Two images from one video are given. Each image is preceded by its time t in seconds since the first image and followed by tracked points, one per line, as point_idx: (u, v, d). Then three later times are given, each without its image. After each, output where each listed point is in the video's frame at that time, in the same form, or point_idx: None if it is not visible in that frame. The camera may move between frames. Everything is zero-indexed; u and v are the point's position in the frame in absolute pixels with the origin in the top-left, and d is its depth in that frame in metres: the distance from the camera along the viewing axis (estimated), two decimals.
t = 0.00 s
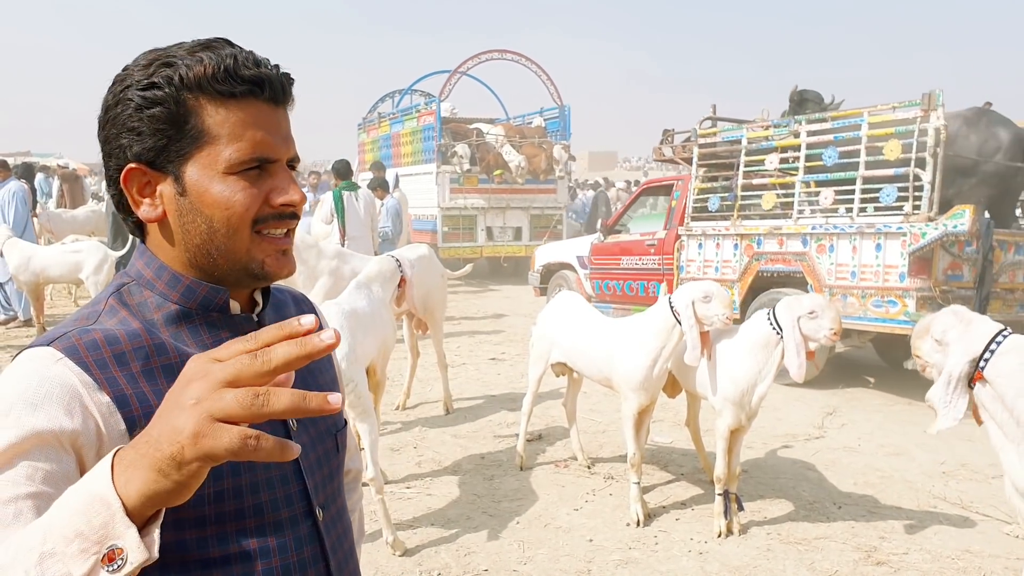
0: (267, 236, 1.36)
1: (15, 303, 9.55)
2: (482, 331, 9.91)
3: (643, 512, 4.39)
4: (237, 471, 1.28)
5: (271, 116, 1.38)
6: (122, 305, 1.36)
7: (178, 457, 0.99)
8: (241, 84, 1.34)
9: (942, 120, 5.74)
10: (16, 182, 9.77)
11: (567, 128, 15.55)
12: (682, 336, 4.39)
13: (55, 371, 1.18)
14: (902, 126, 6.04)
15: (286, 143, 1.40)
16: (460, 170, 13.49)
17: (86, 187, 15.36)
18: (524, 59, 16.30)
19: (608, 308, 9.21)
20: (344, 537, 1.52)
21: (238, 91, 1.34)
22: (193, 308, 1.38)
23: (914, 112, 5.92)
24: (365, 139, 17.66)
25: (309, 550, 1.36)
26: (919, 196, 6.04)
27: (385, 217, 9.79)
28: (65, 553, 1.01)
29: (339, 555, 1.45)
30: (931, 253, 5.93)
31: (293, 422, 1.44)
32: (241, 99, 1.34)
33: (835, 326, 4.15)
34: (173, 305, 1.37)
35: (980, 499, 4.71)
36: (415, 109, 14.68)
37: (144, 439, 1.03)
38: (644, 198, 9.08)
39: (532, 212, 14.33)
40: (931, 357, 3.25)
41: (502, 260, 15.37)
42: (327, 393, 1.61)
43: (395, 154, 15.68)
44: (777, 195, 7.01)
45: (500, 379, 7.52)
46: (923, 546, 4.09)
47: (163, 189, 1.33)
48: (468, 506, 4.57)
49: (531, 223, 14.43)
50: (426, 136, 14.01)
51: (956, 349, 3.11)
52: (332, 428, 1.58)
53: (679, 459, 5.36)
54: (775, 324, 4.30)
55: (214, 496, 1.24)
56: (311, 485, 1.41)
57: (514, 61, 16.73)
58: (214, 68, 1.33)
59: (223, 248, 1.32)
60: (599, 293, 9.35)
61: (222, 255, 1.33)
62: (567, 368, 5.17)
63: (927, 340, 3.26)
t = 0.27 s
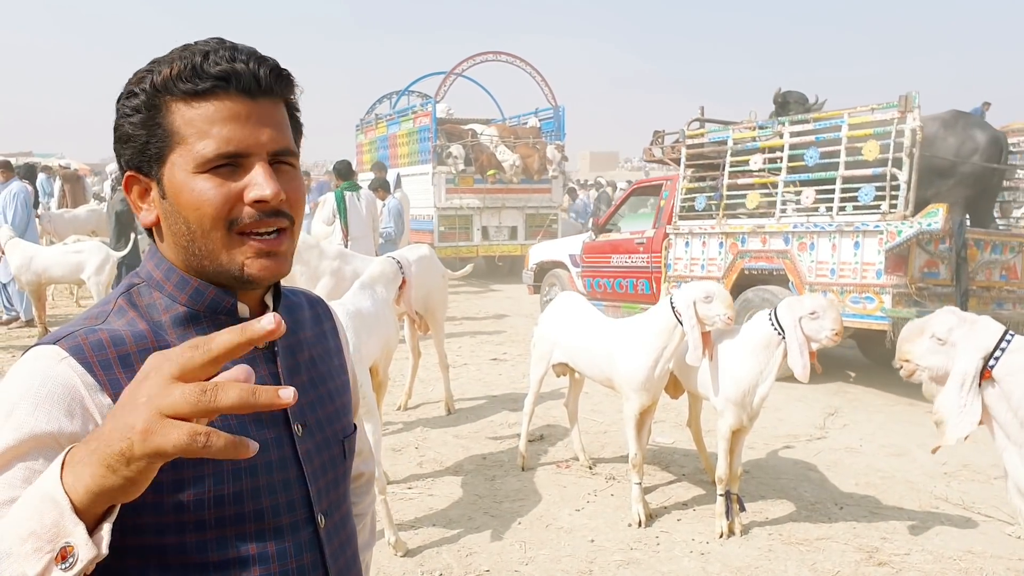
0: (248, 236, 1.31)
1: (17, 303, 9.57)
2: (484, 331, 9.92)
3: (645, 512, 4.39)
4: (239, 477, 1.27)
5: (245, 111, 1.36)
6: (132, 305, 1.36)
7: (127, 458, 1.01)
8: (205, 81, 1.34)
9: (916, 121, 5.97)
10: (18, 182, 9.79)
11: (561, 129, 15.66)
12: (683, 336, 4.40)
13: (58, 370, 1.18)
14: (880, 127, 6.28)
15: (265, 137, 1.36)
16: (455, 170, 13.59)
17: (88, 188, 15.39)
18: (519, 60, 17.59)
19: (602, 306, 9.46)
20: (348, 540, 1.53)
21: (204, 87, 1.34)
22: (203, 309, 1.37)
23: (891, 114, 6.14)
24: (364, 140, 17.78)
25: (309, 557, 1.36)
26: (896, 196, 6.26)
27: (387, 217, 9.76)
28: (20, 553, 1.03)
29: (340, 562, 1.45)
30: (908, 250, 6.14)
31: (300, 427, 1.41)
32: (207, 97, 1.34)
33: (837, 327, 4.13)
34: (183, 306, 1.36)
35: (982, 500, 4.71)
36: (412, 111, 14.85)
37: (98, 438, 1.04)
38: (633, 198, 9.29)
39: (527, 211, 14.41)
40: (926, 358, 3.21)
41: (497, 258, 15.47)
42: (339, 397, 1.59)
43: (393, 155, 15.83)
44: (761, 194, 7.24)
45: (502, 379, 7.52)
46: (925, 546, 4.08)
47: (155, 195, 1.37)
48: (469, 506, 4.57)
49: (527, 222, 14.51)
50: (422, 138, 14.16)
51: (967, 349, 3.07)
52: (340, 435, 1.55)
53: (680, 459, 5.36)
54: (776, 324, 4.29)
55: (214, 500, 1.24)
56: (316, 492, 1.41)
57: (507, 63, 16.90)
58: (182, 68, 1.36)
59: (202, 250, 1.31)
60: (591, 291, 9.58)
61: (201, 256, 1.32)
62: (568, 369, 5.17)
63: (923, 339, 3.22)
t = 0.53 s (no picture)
0: (230, 252, 1.32)
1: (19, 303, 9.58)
2: (486, 330, 9.91)
3: (647, 512, 4.39)
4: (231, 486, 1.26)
5: (238, 125, 1.33)
6: (140, 304, 1.35)
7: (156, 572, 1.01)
8: (201, 93, 1.33)
9: (889, 125, 6.22)
10: (20, 182, 9.80)
11: (556, 129, 15.66)
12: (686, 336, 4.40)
13: (56, 370, 1.19)
14: (855, 130, 6.53)
15: (254, 154, 1.33)
16: (451, 170, 13.61)
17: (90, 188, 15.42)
18: (513, 60, 17.65)
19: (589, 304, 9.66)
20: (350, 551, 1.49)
21: (199, 99, 1.33)
22: (208, 313, 1.35)
23: (865, 117, 6.39)
24: (363, 140, 17.94)
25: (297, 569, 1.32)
26: (870, 196, 6.51)
27: (390, 217, 9.78)
28: None
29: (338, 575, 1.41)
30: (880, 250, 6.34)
31: (300, 439, 1.39)
32: (202, 109, 1.33)
33: (839, 326, 4.14)
34: (188, 309, 1.34)
35: (985, 500, 4.71)
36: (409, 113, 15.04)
37: (97, 552, 1.02)
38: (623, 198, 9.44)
39: (523, 210, 14.37)
40: (943, 361, 3.12)
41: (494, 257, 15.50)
42: (353, 404, 1.54)
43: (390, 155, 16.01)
44: (742, 194, 7.48)
45: (504, 379, 7.52)
46: (928, 546, 4.08)
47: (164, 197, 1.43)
48: (472, 506, 4.57)
49: (522, 221, 14.47)
50: (419, 138, 14.33)
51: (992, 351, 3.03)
52: (347, 446, 1.50)
53: (683, 459, 5.36)
54: (779, 323, 4.29)
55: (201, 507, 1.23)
56: (311, 504, 1.37)
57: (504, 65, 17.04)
58: (183, 76, 1.36)
59: (187, 261, 1.34)
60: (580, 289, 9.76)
61: (188, 267, 1.34)
62: (570, 368, 5.17)
63: (939, 342, 3.13)
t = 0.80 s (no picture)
0: (238, 251, 1.33)
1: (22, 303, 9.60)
2: (488, 331, 9.92)
3: (650, 512, 4.39)
4: (229, 485, 1.26)
5: (249, 125, 1.34)
6: (145, 304, 1.35)
7: None
8: (213, 92, 1.34)
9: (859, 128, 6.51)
10: (23, 182, 9.83)
11: (553, 130, 15.66)
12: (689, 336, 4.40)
13: (56, 369, 1.18)
14: (828, 133, 6.80)
15: (264, 153, 1.34)
16: (448, 170, 13.63)
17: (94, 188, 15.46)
18: (511, 63, 17.16)
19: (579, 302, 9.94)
20: (356, 556, 1.47)
21: (211, 98, 1.34)
22: (210, 313, 1.34)
23: (837, 121, 6.67)
24: (362, 141, 18.02)
25: (296, 570, 1.32)
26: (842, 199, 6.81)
27: (392, 216, 9.83)
28: None
29: None
30: (852, 250, 6.60)
31: (301, 439, 1.36)
32: (213, 108, 1.34)
33: (843, 327, 4.14)
34: (192, 309, 1.33)
35: (987, 500, 4.71)
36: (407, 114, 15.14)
37: None
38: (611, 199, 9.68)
39: (520, 210, 14.40)
40: (957, 367, 3.13)
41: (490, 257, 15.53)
42: (363, 406, 1.53)
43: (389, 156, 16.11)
44: (722, 195, 7.82)
45: (506, 379, 7.52)
46: (930, 546, 4.08)
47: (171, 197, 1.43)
48: (475, 506, 4.58)
49: (519, 221, 14.49)
50: (417, 138, 14.42)
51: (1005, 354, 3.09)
52: (352, 448, 1.47)
53: (685, 459, 5.37)
54: (782, 324, 4.30)
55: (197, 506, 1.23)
56: (312, 504, 1.36)
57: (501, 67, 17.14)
58: (195, 76, 1.37)
59: (196, 259, 1.34)
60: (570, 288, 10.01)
61: (196, 266, 1.34)
62: (573, 368, 5.18)
63: (953, 348, 3.14)
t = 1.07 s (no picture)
0: (240, 246, 1.33)
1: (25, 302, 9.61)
2: (491, 330, 9.92)
3: (653, 512, 4.39)
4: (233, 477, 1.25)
5: (247, 121, 1.34)
6: (153, 302, 1.36)
7: None
8: (211, 90, 1.34)
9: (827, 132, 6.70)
10: (26, 181, 9.83)
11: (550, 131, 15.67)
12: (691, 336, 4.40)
13: (67, 362, 1.20)
14: (800, 136, 7.02)
15: (263, 148, 1.34)
16: (446, 171, 13.66)
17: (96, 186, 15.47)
18: (508, 64, 17.33)
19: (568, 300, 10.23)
20: (361, 555, 1.44)
21: (209, 97, 1.34)
22: (217, 310, 1.34)
23: (808, 124, 6.88)
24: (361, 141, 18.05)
25: (301, 566, 1.30)
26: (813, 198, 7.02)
27: (396, 214, 9.84)
28: None
29: None
30: (822, 250, 6.86)
31: (307, 435, 1.34)
32: (212, 106, 1.34)
33: (846, 326, 4.14)
34: (199, 306, 1.34)
35: (990, 500, 4.71)
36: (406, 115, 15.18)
37: None
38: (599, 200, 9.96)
39: (517, 210, 14.43)
40: (963, 369, 3.13)
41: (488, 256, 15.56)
42: (373, 404, 1.51)
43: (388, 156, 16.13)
44: (699, 197, 8.11)
45: (509, 379, 7.52)
46: (934, 547, 4.08)
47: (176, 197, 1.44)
48: (478, 506, 4.58)
49: (516, 221, 14.53)
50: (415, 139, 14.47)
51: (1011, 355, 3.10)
52: (359, 445, 1.45)
53: (688, 459, 5.37)
54: (785, 324, 4.30)
55: (202, 499, 1.23)
56: (318, 500, 1.33)
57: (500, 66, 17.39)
58: (193, 77, 1.37)
59: (200, 256, 1.34)
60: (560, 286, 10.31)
61: (201, 263, 1.35)
62: (575, 368, 5.18)
63: (959, 350, 3.14)
